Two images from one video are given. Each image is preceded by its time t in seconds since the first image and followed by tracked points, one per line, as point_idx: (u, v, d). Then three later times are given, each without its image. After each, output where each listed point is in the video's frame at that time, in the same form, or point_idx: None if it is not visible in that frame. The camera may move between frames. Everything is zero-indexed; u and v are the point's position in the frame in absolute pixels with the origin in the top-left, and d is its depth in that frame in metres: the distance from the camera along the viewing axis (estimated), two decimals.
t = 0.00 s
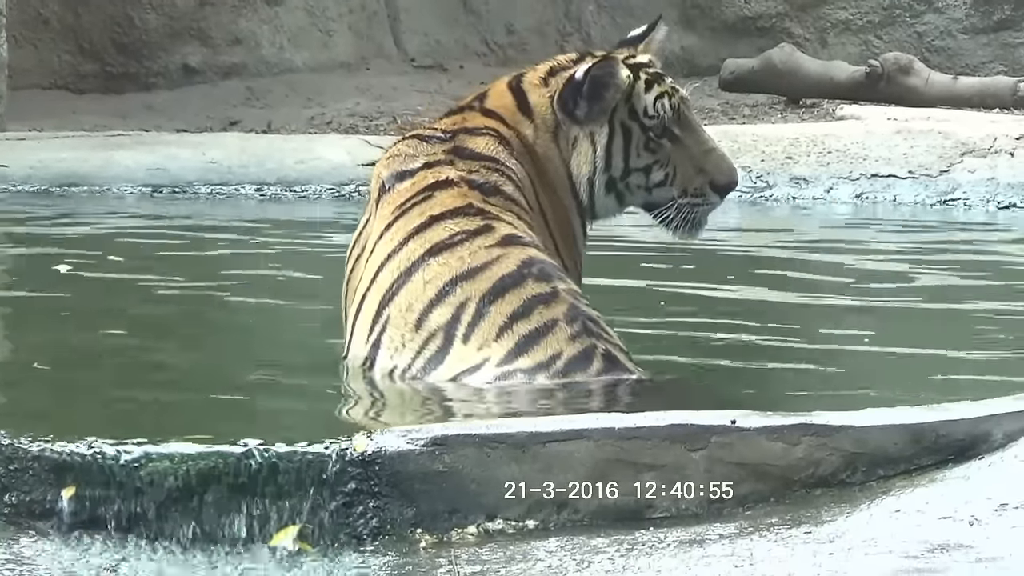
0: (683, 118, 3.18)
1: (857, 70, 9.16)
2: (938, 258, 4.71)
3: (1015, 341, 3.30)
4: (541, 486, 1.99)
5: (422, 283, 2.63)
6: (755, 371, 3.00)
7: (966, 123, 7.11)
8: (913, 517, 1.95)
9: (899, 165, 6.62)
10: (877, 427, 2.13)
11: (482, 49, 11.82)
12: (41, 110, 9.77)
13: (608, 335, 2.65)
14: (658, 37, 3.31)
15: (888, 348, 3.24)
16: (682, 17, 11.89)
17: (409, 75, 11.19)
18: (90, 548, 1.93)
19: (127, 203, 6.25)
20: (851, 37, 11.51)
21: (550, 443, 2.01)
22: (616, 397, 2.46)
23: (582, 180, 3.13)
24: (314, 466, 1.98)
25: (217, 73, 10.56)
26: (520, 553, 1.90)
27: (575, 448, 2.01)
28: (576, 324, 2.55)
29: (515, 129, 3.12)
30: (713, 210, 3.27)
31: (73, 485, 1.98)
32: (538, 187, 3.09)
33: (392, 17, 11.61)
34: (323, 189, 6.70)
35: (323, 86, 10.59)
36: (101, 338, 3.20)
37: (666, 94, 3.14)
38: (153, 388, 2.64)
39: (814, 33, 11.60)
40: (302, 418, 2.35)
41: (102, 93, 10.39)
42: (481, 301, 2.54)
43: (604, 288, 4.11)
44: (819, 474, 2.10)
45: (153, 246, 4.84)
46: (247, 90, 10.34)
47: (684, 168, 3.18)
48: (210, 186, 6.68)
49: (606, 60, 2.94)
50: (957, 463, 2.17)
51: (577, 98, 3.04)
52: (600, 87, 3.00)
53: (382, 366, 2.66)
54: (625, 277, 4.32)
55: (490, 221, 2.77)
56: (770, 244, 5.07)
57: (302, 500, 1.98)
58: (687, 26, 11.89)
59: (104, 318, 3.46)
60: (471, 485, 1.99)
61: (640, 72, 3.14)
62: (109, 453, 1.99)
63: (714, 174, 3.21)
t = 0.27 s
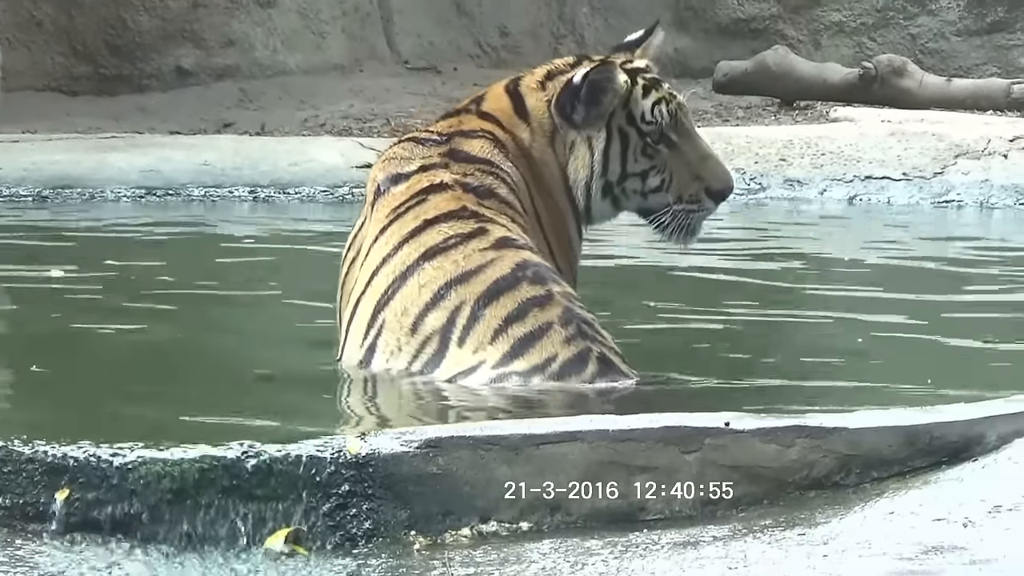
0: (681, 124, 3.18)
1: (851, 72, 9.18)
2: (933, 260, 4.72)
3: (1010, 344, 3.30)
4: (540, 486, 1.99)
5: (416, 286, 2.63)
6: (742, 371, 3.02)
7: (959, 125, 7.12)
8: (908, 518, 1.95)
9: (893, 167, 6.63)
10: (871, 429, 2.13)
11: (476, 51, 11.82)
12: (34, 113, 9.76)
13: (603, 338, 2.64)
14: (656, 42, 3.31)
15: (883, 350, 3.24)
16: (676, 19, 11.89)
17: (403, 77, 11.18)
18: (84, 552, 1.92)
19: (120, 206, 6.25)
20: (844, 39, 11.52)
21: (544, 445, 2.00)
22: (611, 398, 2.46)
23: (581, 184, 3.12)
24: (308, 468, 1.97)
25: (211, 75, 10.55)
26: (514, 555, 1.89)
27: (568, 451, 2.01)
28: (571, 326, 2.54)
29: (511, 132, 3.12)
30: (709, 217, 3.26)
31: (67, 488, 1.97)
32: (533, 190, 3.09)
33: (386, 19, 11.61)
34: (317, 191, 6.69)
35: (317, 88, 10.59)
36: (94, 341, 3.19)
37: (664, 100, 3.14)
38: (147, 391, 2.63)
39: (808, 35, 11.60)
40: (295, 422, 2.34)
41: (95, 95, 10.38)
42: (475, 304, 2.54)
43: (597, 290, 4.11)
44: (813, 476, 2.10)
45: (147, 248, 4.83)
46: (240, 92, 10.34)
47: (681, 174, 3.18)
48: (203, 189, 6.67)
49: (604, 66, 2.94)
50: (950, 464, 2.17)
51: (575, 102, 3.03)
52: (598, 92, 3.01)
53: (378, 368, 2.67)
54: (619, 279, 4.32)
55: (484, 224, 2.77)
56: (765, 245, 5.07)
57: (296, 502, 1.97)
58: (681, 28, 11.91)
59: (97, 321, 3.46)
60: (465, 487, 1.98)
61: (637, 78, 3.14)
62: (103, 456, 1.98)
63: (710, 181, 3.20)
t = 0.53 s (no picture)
0: (682, 131, 3.20)
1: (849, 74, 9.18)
2: (932, 262, 4.71)
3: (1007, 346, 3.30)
4: (541, 486, 1.99)
5: (415, 289, 2.63)
6: (739, 375, 3.01)
7: (958, 128, 7.13)
8: (907, 521, 1.95)
9: (892, 169, 6.62)
10: (870, 432, 2.13)
11: (474, 52, 11.82)
12: (32, 114, 9.75)
13: (601, 340, 2.65)
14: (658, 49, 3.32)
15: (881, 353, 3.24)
16: (675, 22, 11.89)
17: (401, 78, 11.18)
18: (83, 553, 1.92)
19: (118, 207, 6.24)
20: (843, 42, 11.53)
21: (543, 448, 2.00)
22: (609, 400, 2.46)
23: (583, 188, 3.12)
24: (307, 470, 1.97)
25: (209, 76, 10.54)
26: (512, 558, 1.89)
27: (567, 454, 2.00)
28: (570, 329, 2.55)
29: (512, 135, 3.11)
30: (706, 224, 3.30)
31: (65, 491, 1.96)
32: (532, 194, 3.08)
33: (384, 21, 11.61)
34: (315, 193, 6.69)
35: (315, 89, 10.59)
36: (92, 343, 3.19)
37: (667, 108, 3.16)
38: (145, 393, 2.63)
39: (807, 37, 11.60)
40: (293, 424, 2.34)
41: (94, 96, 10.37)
42: (474, 306, 2.54)
43: (594, 293, 4.11)
44: (811, 479, 2.10)
45: (145, 250, 4.83)
46: (239, 94, 10.33)
47: (682, 182, 3.20)
48: (201, 190, 6.67)
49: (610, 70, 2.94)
50: (949, 467, 2.17)
51: (579, 107, 3.04)
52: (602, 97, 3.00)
53: (377, 372, 2.67)
54: (617, 282, 4.32)
55: (483, 227, 2.77)
56: (765, 248, 5.07)
57: (295, 504, 1.97)
58: (679, 30, 11.90)
59: (96, 323, 3.45)
60: (464, 489, 1.98)
61: (640, 84, 3.14)
62: (101, 458, 1.98)
63: (710, 190, 3.24)
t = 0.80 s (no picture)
0: (684, 139, 3.20)
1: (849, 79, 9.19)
2: (933, 267, 4.71)
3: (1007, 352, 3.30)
4: (541, 486, 1.99)
5: (415, 294, 2.63)
6: (738, 380, 3.01)
7: (958, 133, 7.13)
8: (906, 526, 1.95)
9: (892, 174, 6.63)
10: (869, 437, 2.13)
11: (475, 58, 11.83)
12: (33, 120, 9.76)
13: (600, 346, 2.65)
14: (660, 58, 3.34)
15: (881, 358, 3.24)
16: (675, 26, 11.90)
17: (402, 83, 11.19)
18: (82, 560, 1.92)
19: (119, 213, 6.25)
20: (843, 47, 11.54)
21: (542, 453, 2.00)
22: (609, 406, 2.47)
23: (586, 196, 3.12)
24: (306, 475, 1.97)
25: (210, 82, 10.55)
26: (512, 563, 1.90)
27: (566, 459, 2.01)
28: (570, 334, 2.55)
29: (513, 141, 3.12)
30: (706, 233, 3.30)
31: (65, 496, 1.97)
32: (533, 199, 3.08)
33: (385, 26, 11.63)
34: (315, 198, 6.71)
35: (316, 95, 10.60)
36: (92, 348, 3.19)
37: (670, 115, 3.16)
38: (145, 399, 2.63)
39: (807, 42, 11.60)
40: (292, 430, 2.34)
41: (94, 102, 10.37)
42: (474, 311, 2.54)
43: (594, 298, 4.11)
44: (810, 484, 2.10)
45: (145, 255, 4.83)
46: (239, 99, 10.34)
47: (683, 190, 3.21)
48: (202, 195, 6.68)
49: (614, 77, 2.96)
50: (948, 472, 2.18)
51: (583, 114, 3.06)
52: (607, 103, 3.03)
53: (377, 378, 2.67)
54: (617, 287, 4.32)
55: (483, 231, 2.77)
56: (765, 253, 5.07)
57: (294, 509, 1.97)
58: (680, 35, 11.91)
59: (96, 328, 3.46)
60: (463, 494, 1.99)
61: (643, 91, 3.15)
62: (101, 463, 1.98)
63: (712, 199, 3.23)
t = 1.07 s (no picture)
0: (684, 145, 3.21)
1: (849, 85, 9.18)
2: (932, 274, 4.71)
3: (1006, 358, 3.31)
4: (541, 486, 1.99)
5: (414, 299, 2.64)
6: (737, 387, 3.01)
7: (957, 139, 7.14)
8: (905, 533, 1.95)
9: (891, 180, 6.63)
10: (868, 444, 2.14)
11: (474, 64, 11.84)
12: (32, 126, 9.75)
13: (599, 351, 2.65)
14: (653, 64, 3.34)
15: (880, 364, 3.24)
16: (674, 33, 11.91)
17: (401, 90, 11.19)
18: (81, 566, 1.92)
19: (118, 219, 6.25)
20: (842, 53, 11.55)
21: (541, 459, 2.00)
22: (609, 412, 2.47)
23: (588, 203, 3.14)
24: (306, 481, 1.97)
25: (209, 88, 10.54)
26: (510, 569, 1.90)
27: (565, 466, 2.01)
28: (569, 340, 2.55)
29: (512, 148, 3.12)
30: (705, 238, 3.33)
31: (64, 502, 1.97)
32: (532, 205, 3.08)
33: (384, 32, 11.64)
34: (314, 205, 6.68)
35: (315, 101, 10.60)
36: (90, 355, 3.19)
37: (671, 120, 3.18)
38: (143, 406, 2.63)
39: (806, 48, 11.65)
40: (291, 436, 2.33)
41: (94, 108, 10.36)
42: (473, 317, 2.54)
43: (593, 305, 4.11)
44: (809, 491, 2.10)
45: (144, 261, 4.83)
46: (238, 105, 10.34)
47: (683, 196, 3.22)
48: (201, 202, 6.68)
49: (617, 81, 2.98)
50: (947, 479, 2.18)
51: (584, 119, 3.05)
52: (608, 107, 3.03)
53: (376, 383, 2.67)
54: (615, 294, 4.32)
55: (482, 237, 2.77)
56: (764, 260, 5.06)
57: (293, 516, 1.96)
58: (678, 41, 11.92)
59: (95, 335, 3.45)
60: (462, 501, 1.99)
61: (642, 96, 3.15)
62: (99, 470, 1.98)
63: (712, 205, 3.26)
